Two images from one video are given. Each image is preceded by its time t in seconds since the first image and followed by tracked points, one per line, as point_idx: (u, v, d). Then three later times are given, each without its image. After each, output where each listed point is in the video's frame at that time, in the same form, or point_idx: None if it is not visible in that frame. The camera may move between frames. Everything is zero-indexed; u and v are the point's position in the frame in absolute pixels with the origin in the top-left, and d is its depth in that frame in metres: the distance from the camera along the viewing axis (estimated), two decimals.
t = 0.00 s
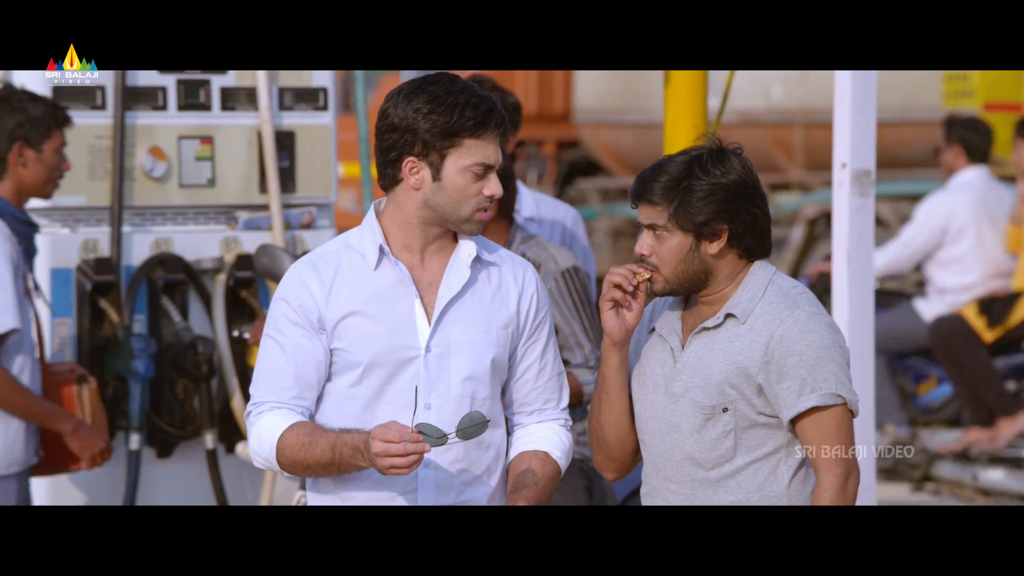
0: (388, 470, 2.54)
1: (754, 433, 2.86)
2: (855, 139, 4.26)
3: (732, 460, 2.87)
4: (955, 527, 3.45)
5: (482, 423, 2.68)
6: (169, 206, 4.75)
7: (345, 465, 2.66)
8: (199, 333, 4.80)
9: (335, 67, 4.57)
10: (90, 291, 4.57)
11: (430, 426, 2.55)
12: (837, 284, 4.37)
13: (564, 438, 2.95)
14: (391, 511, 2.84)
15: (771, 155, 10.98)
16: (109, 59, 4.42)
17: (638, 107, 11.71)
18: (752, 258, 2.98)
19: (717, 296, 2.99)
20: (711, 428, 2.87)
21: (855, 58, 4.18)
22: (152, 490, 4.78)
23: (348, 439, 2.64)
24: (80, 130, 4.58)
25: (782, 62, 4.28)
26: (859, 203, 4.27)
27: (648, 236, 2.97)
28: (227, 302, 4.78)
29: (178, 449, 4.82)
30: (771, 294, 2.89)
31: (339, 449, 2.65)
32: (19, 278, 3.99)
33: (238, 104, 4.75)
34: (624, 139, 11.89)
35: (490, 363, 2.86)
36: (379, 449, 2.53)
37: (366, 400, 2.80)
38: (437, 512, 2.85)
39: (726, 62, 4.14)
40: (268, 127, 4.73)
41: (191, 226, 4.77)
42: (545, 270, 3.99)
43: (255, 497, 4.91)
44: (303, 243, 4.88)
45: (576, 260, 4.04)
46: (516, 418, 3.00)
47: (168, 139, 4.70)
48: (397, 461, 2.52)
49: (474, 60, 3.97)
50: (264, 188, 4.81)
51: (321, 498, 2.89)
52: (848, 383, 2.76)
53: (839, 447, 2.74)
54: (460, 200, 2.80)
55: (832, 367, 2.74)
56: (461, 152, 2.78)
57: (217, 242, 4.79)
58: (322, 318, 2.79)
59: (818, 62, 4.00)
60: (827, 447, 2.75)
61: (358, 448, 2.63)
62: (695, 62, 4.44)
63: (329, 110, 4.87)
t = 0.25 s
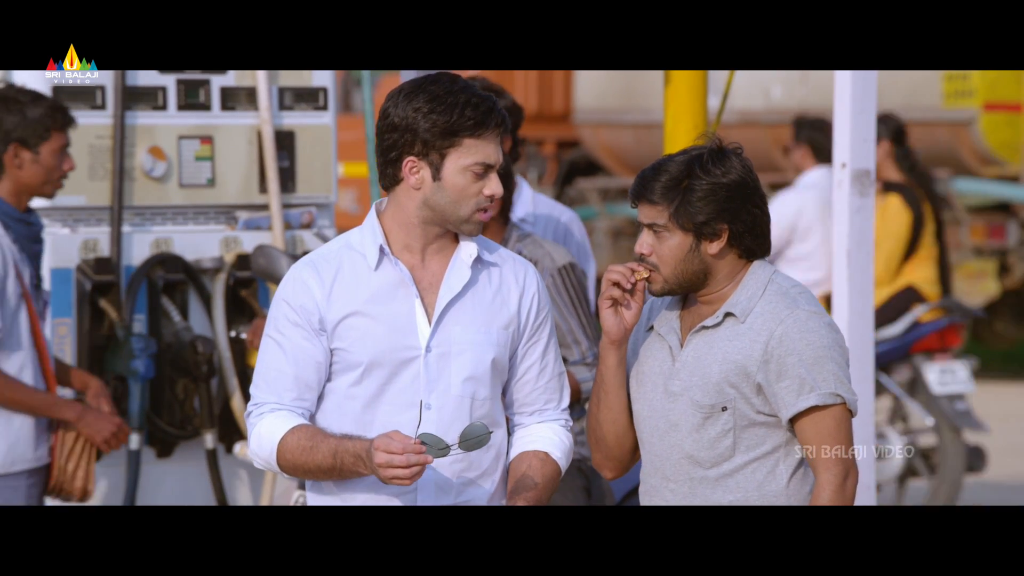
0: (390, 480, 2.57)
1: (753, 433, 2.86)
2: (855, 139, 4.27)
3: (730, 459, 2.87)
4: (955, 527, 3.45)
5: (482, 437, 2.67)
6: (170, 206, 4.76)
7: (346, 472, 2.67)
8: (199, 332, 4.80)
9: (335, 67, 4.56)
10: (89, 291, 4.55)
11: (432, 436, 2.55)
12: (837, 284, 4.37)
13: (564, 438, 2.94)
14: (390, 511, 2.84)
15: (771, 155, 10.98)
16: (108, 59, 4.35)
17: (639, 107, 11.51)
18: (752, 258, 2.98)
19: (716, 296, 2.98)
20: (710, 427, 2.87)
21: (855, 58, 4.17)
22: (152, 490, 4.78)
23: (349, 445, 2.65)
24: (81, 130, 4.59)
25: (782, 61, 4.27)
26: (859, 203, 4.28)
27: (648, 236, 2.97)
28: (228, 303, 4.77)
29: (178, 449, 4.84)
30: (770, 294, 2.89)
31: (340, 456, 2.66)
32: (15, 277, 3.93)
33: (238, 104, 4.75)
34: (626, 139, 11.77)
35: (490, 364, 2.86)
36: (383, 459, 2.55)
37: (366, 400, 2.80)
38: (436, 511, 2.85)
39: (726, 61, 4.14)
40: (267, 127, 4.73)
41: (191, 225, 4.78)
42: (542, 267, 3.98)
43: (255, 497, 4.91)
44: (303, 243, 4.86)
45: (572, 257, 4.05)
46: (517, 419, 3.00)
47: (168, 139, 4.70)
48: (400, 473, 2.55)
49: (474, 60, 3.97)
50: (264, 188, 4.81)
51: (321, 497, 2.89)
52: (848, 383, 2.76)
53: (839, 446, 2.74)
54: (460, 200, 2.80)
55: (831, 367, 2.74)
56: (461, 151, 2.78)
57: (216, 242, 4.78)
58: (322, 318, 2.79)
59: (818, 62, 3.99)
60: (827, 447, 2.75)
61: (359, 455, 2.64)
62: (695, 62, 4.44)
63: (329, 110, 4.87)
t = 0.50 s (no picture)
0: (386, 484, 2.57)
1: (752, 432, 2.86)
2: (855, 139, 4.27)
3: (731, 459, 2.87)
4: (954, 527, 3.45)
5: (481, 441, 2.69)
6: (171, 206, 4.76)
7: (343, 474, 2.67)
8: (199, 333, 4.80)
9: (336, 67, 4.56)
10: (89, 291, 4.55)
11: (429, 441, 2.58)
12: (837, 284, 4.37)
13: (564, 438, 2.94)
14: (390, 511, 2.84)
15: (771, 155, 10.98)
16: (109, 59, 4.40)
17: (637, 107, 11.47)
18: (752, 257, 2.98)
19: (715, 296, 2.98)
20: (710, 426, 2.87)
21: (855, 58, 4.18)
22: (152, 490, 4.79)
23: (347, 448, 2.65)
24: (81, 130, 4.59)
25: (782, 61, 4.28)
26: (859, 203, 4.28)
27: (646, 236, 2.98)
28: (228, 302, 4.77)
29: (179, 448, 4.83)
30: (771, 293, 2.89)
31: (337, 458, 2.66)
32: (11, 278, 3.92)
33: (238, 104, 4.75)
34: (626, 138, 11.72)
35: (490, 364, 2.86)
36: (379, 464, 2.56)
37: (366, 400, 2.80)
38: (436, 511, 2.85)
39: (726, 62, 4.14)
40: (268, 128, 4.73)
41: (190, 225, 4.79)
42: (535, 260, 3.98)
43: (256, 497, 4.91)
44: (303, 243, 4.87)
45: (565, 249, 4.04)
46: (518, 419, 3.00)
47: (168, 139, 4.70)
48: (396, 477, 2.56)
49: (474, 60, 3.97)
50: (264, 188, 4.81)
51: (321, 497, 2.89)
52: (848, 382, 2.76)
53: (839, 446, 2.74)
54: (449, 197, 2.79)
55: (832, 366, 2.74)
56: (448, 147, 2.78)
57: (216, 242, 4.79)
58: (322, 319, 2.80)
59: (818, 62, 3.99)
60: (827, 447, 2.75)
61: (356, 458, 2.64)
62: (694, 62, 4.45)
63: (329, 110, 4.87)
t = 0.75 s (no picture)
0: (382, 485, 2.57)
1: (753, 432, 2.86)
2: (855, 139, 4.27)
3: (731, 459, 2.87)
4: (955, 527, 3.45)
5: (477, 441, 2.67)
6: (170, 206, 4.75)
7: (340, 475, 2.67)
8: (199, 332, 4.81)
9: (336, 67, 4.56)
10: (89, 291, 4.57)
11: (424, 443, 2.57)
12: (837, 284, 4.37)
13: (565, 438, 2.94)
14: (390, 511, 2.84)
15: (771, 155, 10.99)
16: (109, 58, 4.38)
17: (641, 107, 11.60)
18: (754, 257, 2.98)
19: (715, 295, 2.98)
20: (711, 425, 2.87)
21: (855, 58, 4.18)
22: (152, 490, 4.78)
23: (343, 449, 2.65)
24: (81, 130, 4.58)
25: (782, 61, 4.28)
26: (859, 203, 4.28)
27: (647, 235, 2.98)
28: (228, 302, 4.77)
29: (180, 448, 4.83)
30: (771, 292, 2.89)
31: (333, 460, 2.66)
32: (16, 279, 3.96)
33: (238, 103, 4.75)
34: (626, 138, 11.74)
35: (490, 364, 2.86)
36: (373, 465, 2.56)
37: (366, 399, 2.80)
38: (436, 510, 2.85)
39: (726, 61, 4.14)
40: (268, 127, 4.73)
41: (190, 226, 4.77)
42: (526, 249, 4.01)
43: (255, 497, 4.91)
44: (303, 242, 4.87)
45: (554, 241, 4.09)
46: (519, 419, 2.99)
47: (168, 139, 4.70)
48: (391, 477, 2.55)
49: (474, 60, 3.97)
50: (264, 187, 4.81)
51: (322, 497, 2.88)
52: (849, 382, 2.76)
53: (839, 447, 2.74)
54: (417, 188, 2.80)
55: (833, 365, 2.74)
56: (415, 138, 2.79)
57: (217, 242, 4.79)
58: (321, 319, 2.80)
59: (819, 61, 3.99)
60: (827, 447, 2.75)
61: (352, 459, 2.64)
62: (694, 62, 4.45)
63: (329, 110, 4.87)
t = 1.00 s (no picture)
0: (371, 492, 2.58)
1: (755, 432, 2.86)
2: (855, 139, 4.27)
3: (733, 459, 2.87)
4: (955, 527, 3.45)
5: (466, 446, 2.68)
6: (170, 206, 4.75)
7: (333, 481, 2.69)
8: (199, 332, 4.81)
9: (336, 67, 4.56)
10: (89, 291, 4.59)
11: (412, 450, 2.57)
12: (837, 284, 4.36)
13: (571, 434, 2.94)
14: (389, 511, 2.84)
15: (772, 155, 10.99)
16: (109, 59, 4.37)
17: (639, 107, 11.52)
18: (754, 257, 2.98)
19: (714, 295, 2.98)
20: (712, 426, 2.87)
21: (855, 58, 4.18)
22: (153, 490, 4.78)
23: (334, 454, 2.66)
24: (81, 130, 4.58)
25: (783, 61, 4.28)
26: (859, 203, 4.28)
27: (647, 235, 2.98)
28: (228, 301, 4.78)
29: (180, 448, 4.83)
30: (772, 292, 2.89)
31: (326, 465, 2.67)
32: (12, 274, 3.98)
33: (238, 104, 4.75)
34: (626, 139, 11.77)
35: (488, 364, 2.86)
36: (362, 472, 2.57)
37: (365, 399, 2.80)
38: (435, 511, 2.85)
39: (726, 61, 4.14)
40: (268, 128, 4.73)
41: (190, 225, 4.77)
42: (522, 248, 4.00)
43: (256, 497, 4.91)
44: (303, 242, 4.87)
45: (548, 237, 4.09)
46: (520, 418, 2.98)
47: (168, 139, 4.70)
48: (379, 485, 2.56)
49: (474, 61, 3.98)
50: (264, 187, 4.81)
51: (322, 498, 2.88)
52: (850, 382, 2.76)
53: (839, 447, 2.74)
54: (406, 187, 2.80)
55: (833, 366, 2.75)
56: (404, 137, 2.79)
57: (217, 242, 4.79)
58: (319, 319, 2.81)
59: (819, 62, 3.99)
60: (827, 447, 2.75)
61: (343, 466, 2.65)
62: (694, 62, 4.45)
63: (329, 110, 4.87)
